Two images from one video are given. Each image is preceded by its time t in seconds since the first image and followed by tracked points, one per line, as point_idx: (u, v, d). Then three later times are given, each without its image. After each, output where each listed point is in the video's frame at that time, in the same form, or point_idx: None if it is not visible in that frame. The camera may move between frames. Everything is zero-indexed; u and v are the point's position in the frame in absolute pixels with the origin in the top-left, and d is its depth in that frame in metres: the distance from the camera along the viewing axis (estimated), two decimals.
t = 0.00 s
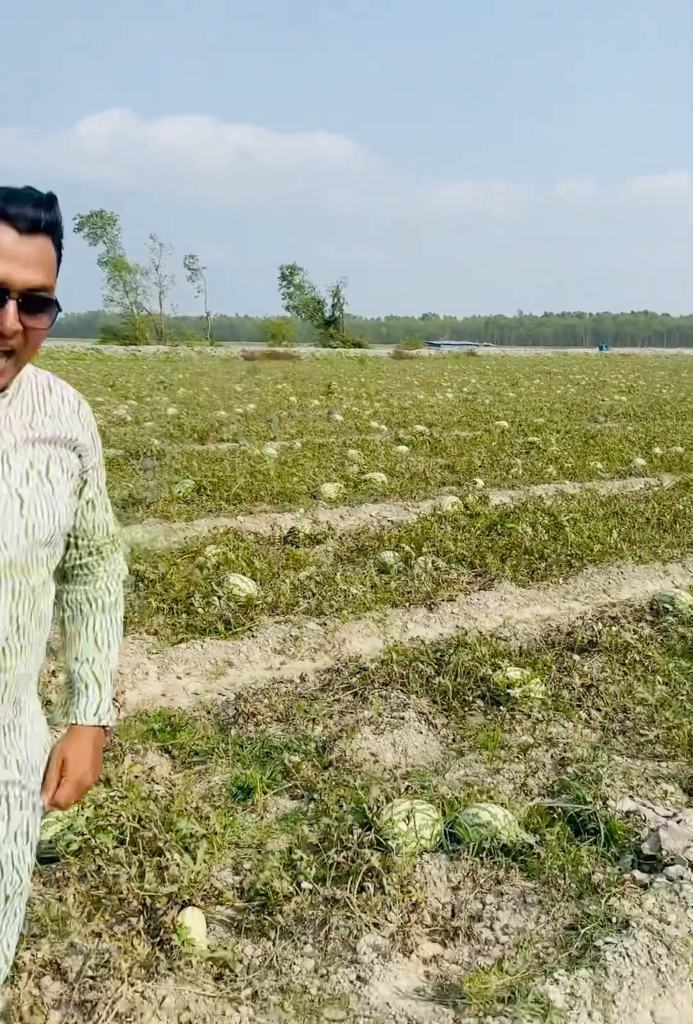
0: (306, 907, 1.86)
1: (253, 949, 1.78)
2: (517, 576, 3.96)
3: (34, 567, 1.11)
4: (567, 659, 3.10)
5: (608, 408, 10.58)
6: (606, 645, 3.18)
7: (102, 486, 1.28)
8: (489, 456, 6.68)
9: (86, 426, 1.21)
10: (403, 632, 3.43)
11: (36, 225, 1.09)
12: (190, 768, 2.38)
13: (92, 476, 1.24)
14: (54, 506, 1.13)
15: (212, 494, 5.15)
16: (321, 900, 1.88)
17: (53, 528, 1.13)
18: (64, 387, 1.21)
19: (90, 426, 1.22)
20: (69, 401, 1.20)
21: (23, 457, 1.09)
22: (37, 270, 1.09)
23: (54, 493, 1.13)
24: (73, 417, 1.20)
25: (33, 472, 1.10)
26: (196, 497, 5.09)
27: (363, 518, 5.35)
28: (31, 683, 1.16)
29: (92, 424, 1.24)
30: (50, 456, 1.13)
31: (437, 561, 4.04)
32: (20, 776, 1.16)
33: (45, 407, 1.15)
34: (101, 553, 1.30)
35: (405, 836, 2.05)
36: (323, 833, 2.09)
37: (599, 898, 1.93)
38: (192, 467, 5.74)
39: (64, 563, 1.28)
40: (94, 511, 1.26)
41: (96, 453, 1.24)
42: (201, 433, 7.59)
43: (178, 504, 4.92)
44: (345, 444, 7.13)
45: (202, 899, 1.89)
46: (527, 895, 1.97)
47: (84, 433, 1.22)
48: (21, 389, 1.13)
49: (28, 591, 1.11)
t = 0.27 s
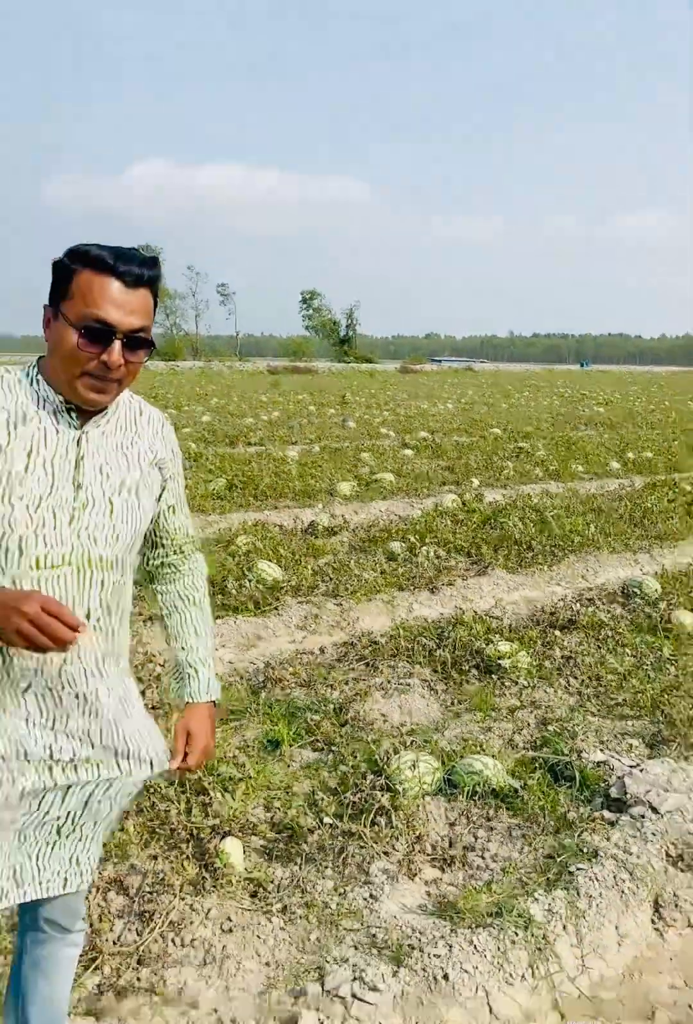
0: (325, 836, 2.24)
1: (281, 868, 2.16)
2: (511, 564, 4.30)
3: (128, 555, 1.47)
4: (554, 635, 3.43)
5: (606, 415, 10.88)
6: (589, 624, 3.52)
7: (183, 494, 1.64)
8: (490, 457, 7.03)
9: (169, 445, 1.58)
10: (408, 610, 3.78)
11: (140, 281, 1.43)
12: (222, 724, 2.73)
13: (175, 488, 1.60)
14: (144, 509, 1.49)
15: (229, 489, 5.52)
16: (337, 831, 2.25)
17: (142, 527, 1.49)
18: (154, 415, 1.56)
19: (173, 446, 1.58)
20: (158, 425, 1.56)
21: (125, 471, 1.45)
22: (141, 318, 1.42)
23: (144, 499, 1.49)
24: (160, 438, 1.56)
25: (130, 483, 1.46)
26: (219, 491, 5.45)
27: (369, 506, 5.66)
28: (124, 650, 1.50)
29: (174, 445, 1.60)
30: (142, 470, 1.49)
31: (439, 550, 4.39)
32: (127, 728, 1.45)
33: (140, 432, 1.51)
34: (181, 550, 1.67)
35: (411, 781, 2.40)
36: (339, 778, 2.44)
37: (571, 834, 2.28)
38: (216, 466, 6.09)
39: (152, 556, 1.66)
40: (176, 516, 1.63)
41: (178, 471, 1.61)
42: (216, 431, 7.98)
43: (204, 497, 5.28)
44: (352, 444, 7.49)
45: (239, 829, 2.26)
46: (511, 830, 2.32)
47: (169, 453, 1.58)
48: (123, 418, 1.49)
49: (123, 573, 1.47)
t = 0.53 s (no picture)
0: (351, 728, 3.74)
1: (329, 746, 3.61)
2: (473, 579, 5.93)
3: (223, 525, 2.52)
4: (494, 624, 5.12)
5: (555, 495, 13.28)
6: (519, 625, 5.15)
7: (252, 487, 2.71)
8: (460, 539, 8.86)
9: (244, 457, 2.62)
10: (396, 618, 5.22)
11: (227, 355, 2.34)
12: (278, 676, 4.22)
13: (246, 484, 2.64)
14: (231, 498, 2.53)
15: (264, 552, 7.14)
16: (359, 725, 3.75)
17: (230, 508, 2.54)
18: (233, 439, 2.61)
19: (245, 459, 2.62)
20: (236, 445, 2.61)
21: (222, 476, 2.48)
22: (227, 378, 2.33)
23: (231, 492, 2.53)
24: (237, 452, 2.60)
25: (224, 482, 2.49)
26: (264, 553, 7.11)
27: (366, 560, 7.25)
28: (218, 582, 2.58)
29: (246, 456, 2.65)
30: (230, 474, 2.53)
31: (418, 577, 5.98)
32: (214, 628, 2.58)
33: (226, 451, 2.53)
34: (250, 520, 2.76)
35: (399, 690, 4.03)
36: (357, 694, 4.03)
37: (504, 717, 3.82)
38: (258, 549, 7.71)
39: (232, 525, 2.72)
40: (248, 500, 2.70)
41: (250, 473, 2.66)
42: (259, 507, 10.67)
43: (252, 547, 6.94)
44: (359, 533, 8.93)
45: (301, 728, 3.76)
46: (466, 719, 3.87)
47: (241, 463, 2.61)
48: (218, 443, 2.51)
49: (221, 537, 2.51)
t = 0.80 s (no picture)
0: (368, 699, 4.58)
1: (352, 715, 4.41)
2: (473, 590, 6.72)
3: (254, 517, 2.79)
4: (492, 626, 5.97)
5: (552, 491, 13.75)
6: (506, 613, 6.30)
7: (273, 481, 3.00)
8: (460, 531, 9.36)
9: (265, 455, 2.91)
10: (401, 606, 6.41)
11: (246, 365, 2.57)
12: (304, 662, 5.05)
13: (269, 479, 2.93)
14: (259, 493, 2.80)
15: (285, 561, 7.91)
16: (375, 696, 4.62)
17: (259, 501, 2.82)
18: (255, 441, 2.89)
19: (267, 458, 2.90)
20: (258, 445, 2.89)
21: (250, 474, 2.76)
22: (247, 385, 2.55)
23: (258, 487, 2.81)
24: (259, 452, 2.88)
25: (252, 479, 2.77)
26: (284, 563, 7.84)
27: (380, 563, 7.85)
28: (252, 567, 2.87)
29: (267, 456, 2.94)
30: (256, 472, 2.80)
31: (423, 591, 6.77)
32: (249, 606, 2.89)
33: (250, 452, 2.81)
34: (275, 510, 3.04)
35: (405, 663, 5.00)
36: (368, 668, 5.00)
37: (495, 690, 4.72)
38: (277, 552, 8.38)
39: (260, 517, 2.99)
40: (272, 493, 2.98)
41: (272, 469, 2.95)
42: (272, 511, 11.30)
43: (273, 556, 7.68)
44: (368, 526, 9.46)
45: (328, 702, 4.56)
46: (462, 688, 4.81)
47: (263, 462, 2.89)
48: (243, 446, 2.78)
49: (253, 527, 2.79)
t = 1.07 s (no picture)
0: (378, 689, 4.72)
1: (363, 704, 4.55)
2: (480, 585, 6.87)
3: (275, 526, 2.84)
4: (499, 621, 6.10)
5: (558, 490, 13.85)
6: (513, 608, 6.42)
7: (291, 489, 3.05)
8: (467, 529, 9.50)
9: (281, 464, 2.97)
10: (410, 601, 6.55)
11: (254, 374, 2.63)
12: (316, 653, 5.21)
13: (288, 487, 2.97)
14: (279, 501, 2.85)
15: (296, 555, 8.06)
16: (385, 685, 4.76)
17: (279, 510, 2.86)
18: (270, 452, 2.96)
19: (284, 466, 2.95)
20: (273, 455, 2.96)
21: (267, 484, 2.81)
22: (255, 394, 2.61)
23: (277, 496, 2.86)
24: (275, 462, 2.94)
25: (271, 489, 2.82)
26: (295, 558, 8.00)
27: (388, 559, 8.00)
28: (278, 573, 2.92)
29: (283, 465, 3.00)
30: (274, 481, 2.86)
31: (431, 586, 6.91)
32: (280, 613, 2.95)
33: (266, 462, 2.88)
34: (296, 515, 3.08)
35: (414, 655, 5.13)
36: (378, 659, 5.13)
37: (502, 681, 4.85)
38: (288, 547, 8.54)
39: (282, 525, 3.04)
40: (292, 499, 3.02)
41: (290, 476, 3.00)
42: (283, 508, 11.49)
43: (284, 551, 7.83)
44: (377, 524, 9.62)
45: (339, 691, 4.70)
46: (470, 679, 4.95)
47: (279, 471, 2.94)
48: (258, 456, 2.86)
49: (275, 536, 2.83)
